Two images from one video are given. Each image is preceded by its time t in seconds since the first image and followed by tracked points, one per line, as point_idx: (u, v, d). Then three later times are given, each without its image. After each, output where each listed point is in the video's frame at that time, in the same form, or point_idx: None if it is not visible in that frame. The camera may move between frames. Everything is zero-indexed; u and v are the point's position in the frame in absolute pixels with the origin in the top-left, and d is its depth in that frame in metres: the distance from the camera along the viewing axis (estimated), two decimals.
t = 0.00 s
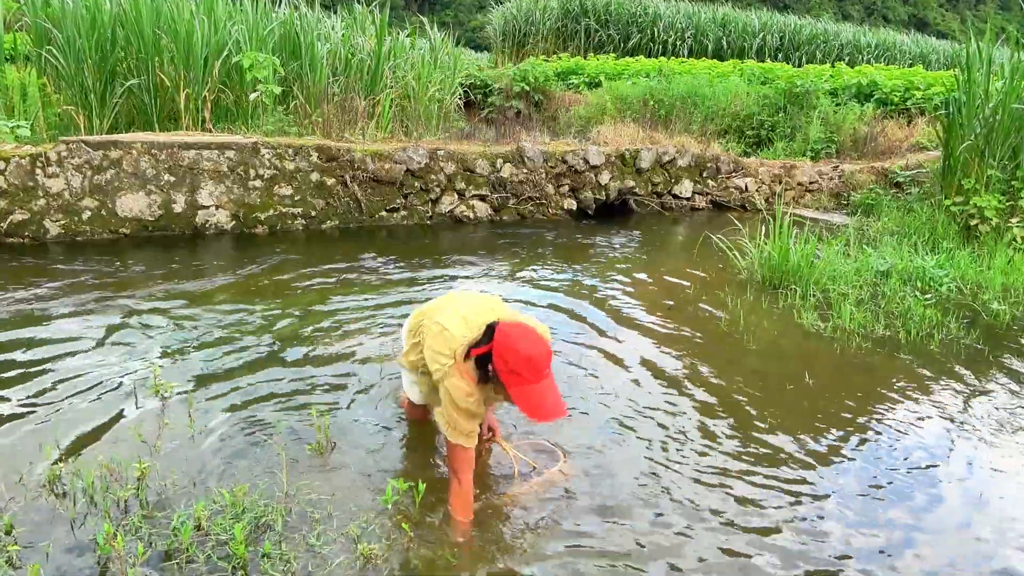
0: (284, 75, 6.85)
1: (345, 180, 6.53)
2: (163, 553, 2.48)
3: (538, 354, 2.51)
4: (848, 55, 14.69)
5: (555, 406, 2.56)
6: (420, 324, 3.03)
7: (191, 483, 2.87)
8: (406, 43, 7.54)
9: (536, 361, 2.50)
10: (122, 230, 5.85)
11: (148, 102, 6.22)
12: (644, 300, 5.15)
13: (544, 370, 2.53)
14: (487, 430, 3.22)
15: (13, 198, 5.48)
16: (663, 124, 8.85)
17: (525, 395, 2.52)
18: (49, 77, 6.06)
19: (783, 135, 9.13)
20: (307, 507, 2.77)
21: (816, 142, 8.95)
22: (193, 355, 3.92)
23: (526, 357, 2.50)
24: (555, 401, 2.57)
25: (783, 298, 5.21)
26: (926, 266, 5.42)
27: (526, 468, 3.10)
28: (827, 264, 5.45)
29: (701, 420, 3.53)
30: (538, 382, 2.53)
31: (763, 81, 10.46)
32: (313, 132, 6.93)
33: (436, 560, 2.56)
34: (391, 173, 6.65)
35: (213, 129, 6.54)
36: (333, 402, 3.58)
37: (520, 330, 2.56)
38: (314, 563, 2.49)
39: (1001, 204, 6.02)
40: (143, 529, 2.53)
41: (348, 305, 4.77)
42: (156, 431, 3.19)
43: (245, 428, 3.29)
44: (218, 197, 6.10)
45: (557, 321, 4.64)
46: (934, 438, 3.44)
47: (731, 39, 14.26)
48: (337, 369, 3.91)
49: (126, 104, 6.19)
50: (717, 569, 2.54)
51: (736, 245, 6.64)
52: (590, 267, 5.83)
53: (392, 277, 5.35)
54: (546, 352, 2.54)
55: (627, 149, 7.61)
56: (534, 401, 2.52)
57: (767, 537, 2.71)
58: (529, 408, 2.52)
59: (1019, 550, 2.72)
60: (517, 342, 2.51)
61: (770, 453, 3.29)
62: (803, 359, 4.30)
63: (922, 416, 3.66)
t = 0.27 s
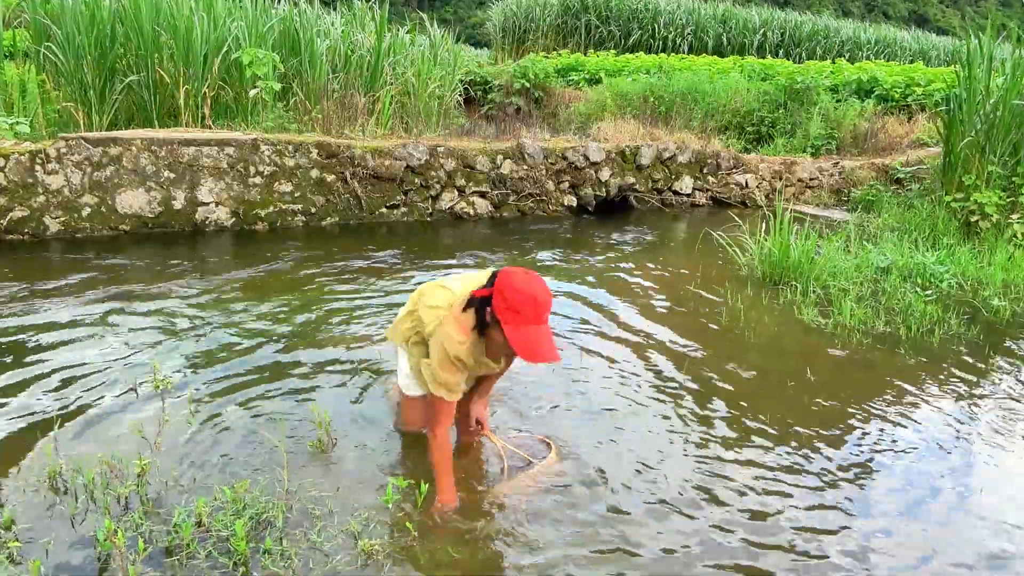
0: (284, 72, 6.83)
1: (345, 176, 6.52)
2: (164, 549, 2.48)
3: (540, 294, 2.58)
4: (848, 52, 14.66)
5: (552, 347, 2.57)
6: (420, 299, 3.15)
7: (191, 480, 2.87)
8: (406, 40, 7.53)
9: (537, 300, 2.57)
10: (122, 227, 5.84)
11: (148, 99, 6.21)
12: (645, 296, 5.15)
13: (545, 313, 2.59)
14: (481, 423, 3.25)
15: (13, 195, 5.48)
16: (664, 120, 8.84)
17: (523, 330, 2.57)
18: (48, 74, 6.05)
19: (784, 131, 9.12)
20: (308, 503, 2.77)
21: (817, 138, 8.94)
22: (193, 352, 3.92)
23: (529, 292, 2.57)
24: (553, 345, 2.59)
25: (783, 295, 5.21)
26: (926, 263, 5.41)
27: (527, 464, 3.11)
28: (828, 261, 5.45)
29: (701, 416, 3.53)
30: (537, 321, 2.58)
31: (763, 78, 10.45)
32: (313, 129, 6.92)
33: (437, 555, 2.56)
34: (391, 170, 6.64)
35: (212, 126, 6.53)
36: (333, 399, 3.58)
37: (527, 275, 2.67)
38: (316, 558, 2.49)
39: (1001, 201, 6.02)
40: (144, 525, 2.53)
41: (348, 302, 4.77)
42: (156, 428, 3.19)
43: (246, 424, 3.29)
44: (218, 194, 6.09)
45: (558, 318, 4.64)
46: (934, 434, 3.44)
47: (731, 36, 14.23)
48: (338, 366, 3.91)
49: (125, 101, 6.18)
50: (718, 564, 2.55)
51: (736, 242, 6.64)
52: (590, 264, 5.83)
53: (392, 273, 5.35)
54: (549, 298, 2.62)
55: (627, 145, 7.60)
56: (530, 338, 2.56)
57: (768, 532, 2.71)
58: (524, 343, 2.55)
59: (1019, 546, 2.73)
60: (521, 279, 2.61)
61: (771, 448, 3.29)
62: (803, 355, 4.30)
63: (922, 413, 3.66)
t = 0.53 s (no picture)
0: (284, 69, 6.82)
1: (345, 173, 6.52)
2: (166, 546, 2.48)
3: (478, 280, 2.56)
4: (849, 48, 14.64)
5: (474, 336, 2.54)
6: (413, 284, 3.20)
7: (192, 476, 2.87)
8: (405, 36, 7.51)
9: (474, 286, 2.55)
10: (122, 224, 5.84)
11: (147, 96, 6.20)
12: (645, 293, 5.14)
13: (478, 301, 2.56)
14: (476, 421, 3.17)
15: (13, 192, 5.47)
16: (664, 117, 8.83)
17: (450, 313, 2.56)
18: (48, 70, 6.03)
19: (784, 127, 9.11)
20: (309, 500, 2.77)
21: (817, 135, 8.93)
22: (194, 349, 3.91)
23: (466, 276, 2.57)
24: (477, 335, 2.55)
25: (784, 291, 5.20)
26: (927, 259, 5.41)
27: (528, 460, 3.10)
28: (828, 257, 5.45)
29: (702, 412, 3.53)
30: (469, 307, 2.55)
31: (763, 74, 10.43)
32: (313, 126, 6.91)
33: (441, 550, 2.56)
34: (391, 166, 6.64)
35: (212, 123, 6.52)
36: (334, 394, 3.58)
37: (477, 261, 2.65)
38: (318, 554, 2.49)
39: (1002, 197, 6.02)
40: (146, 522, 2.54)
41: (349, 298, 4.76)
42: (158, 425, 3.19)
43: (247, 420, 3.29)
44: (218, 191, 6.09)
45: (559, 315, 4.64)
46: (935, 430, 3.44)
47: (731, 32, 14.21)
48: (338, 362, 3.91)
49: (125, 98, 6.17)
50: (720, 560, 2.55)
51: (736, 238, 6.63)
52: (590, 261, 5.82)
53: (392, 270, 5.33)
54: (490, 287, 2.59)
55: (628, 141, 7.59)
56: (456, 322, 2.54)
57: (770, 528, 2.71)
58: (446, 325, 2.55)
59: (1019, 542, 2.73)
60: (466, 263, 2.60)
61: (772, 444, 3.29)
62: (805, 352, 4.29)
63: (923, 409, 3.66)
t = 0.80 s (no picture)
0: (284, 65, 6.81)
1: (347, 169, 6.51)
2: (168, 542, 2.48)
3: (402, 288, 2.32)
4: (851, 44, 14.60)
5: (400, 347, 2.29)
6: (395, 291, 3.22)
7: (194, 472, 2.86)
8: (406, 32, 7.50)
9: (398, 293, 2.32)
10: (123, 220, 5.83)
11: (148, 92, 6.19)
12: (647, 289, 5.14)
13: (403, 309, 2.31)
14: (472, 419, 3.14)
15: (14, 188, 5.47)
16: (665, 113, 8.81)
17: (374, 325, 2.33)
18: (48, 66, 6.03)
19: (786, 124, 9.09)
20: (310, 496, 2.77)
21: (819, 131, 8.91)
22: (196, 345, 3.91)
23: (388, 285, 2.34)
24: (402, 347, 2.29)
25: (786, 287, 5.20)
26: (929, 255, 5.40)
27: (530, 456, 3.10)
28: (830, 253, 5.44)
29: (705, 409, 3.53)
30: (392, 316, 2.31)
31: (765, 70, 10.41)
32: (314, 121, 6.90)
33: (444, 545, 2.55)
34: (393, 162, 6.63)
35: (213, 119, 6.51)
36: (336, 390, 3.58)
37: (406, 267, 2.43)
38: (321, 550, 2.49)
39: (1005, 193, 6.00)
40: (148, 518, 2.54)
41: (351, 294, 4.76)
42: (160, 420, 3.19)
43: (248, 416, 3.29)
44: (219, 187, 6.08)
45: (561, 310, 4.64)
46: (937, 427, 3.44)
47: (733, 28, 14.18)
48: (340, 357, 3.91)
49: (126, 94, 6.16)
50: (722, 556, 2.55)
51: (738, 234, 6.62)
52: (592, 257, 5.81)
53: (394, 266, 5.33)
54: (416, 293, 2.34)
55: (629, 137, 7.58)
56: (379, 335, 2.30)
57: (772, 524, 2.71)
58: (370, 339, 2.31)
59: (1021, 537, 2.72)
60: (389, 271, 2.38)
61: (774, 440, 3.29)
62: (807, 348, 4.28)
63: (925, 405, 3.65)
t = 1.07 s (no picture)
0: (287, 60, 6.80)
1: (349, 165, 6.50)
2: (172, 536, 2.48)
3: (345, 342, 2.35)
4: (853, 41, 14.57)
5: (354, 395, 2.41)
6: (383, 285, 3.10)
7: (197, 466, 2.87)
8: (409, 28, 7.49)
9: (342, 348, 2.35)
10: (126, 215, 5.84)
11: (151, 87, 6.19)
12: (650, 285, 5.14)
13: (350, 361, 2.37)
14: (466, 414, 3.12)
15: (17, 182, 5.47)
16: (668, 110, 8.80)
17: (324, 375, 2.39)
18: (50, 61, 6.03)
19: (789, 121, 9.07)
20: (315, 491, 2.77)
21: (822, 128, 8.89)
22: (199, 339, 3.91)
23: (331, 340, 2.35)
24: (356, 393, 2.41)
25: (789, 284, 5.20)
26: (932, 252, 5.40)
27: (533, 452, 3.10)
28: (833, 250, 5.43)
29: (708, 406, 3.53)
30: (340, 370, 2.37)
31: (768, 67, 10.40)
32: (316, 117, 6.89)
33: (448, 540, 2.56)
34: (395, 158, 6.63)
35: (216, 114, 6.51)
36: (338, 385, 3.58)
37: (347, 315, 2.41)
38: (325, 545, 2.49)
39: (1008, 190, 5.99)
40: (152, 512, 2.54)
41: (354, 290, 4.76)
42: (164, 414, 3.19)
43: (251, 411, 3.30)
44: (222, 182, 6.08)
45: (564, 307, 4.64)
46: (940, 424, 3.44)
47: (736, 24, 14.15)
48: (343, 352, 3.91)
49: (129, 89, 6.16)
50: (727, 553, 2.55)
51: (741, 231, 6.61)
52: (595, 253, 5.81)
53: (396, 262, 5.33)
54: (360, 344, 2.36)
55: (632, 134, 7.57)
56: (332, 388, 2.39)
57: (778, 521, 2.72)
58: (324, 391, 2.40)
59: None
60: (330, 322, 2.38)
61: (779, 437, 3.29)
62: (810, 345, 4.28)
63: (928, 402, 3.65)
